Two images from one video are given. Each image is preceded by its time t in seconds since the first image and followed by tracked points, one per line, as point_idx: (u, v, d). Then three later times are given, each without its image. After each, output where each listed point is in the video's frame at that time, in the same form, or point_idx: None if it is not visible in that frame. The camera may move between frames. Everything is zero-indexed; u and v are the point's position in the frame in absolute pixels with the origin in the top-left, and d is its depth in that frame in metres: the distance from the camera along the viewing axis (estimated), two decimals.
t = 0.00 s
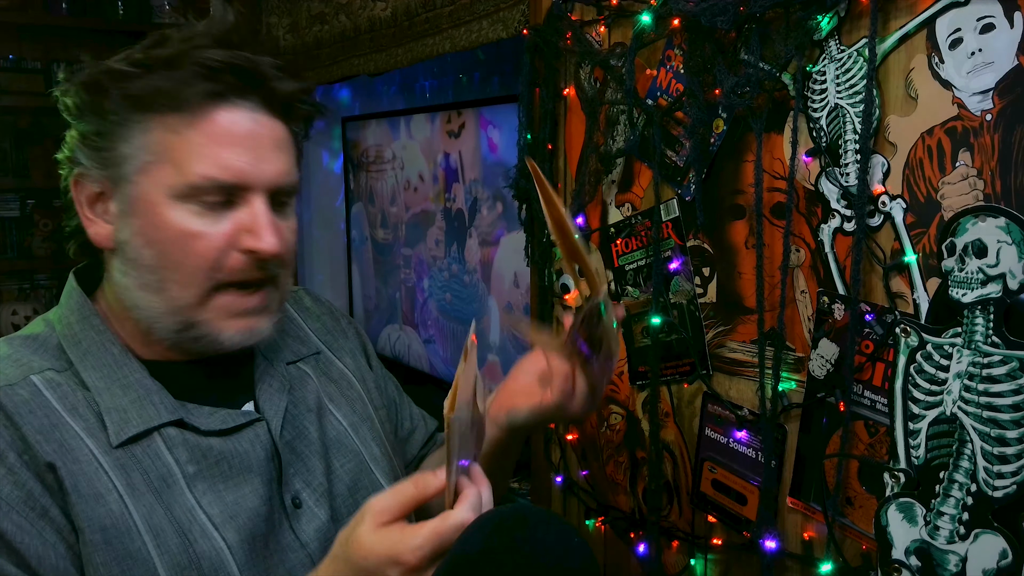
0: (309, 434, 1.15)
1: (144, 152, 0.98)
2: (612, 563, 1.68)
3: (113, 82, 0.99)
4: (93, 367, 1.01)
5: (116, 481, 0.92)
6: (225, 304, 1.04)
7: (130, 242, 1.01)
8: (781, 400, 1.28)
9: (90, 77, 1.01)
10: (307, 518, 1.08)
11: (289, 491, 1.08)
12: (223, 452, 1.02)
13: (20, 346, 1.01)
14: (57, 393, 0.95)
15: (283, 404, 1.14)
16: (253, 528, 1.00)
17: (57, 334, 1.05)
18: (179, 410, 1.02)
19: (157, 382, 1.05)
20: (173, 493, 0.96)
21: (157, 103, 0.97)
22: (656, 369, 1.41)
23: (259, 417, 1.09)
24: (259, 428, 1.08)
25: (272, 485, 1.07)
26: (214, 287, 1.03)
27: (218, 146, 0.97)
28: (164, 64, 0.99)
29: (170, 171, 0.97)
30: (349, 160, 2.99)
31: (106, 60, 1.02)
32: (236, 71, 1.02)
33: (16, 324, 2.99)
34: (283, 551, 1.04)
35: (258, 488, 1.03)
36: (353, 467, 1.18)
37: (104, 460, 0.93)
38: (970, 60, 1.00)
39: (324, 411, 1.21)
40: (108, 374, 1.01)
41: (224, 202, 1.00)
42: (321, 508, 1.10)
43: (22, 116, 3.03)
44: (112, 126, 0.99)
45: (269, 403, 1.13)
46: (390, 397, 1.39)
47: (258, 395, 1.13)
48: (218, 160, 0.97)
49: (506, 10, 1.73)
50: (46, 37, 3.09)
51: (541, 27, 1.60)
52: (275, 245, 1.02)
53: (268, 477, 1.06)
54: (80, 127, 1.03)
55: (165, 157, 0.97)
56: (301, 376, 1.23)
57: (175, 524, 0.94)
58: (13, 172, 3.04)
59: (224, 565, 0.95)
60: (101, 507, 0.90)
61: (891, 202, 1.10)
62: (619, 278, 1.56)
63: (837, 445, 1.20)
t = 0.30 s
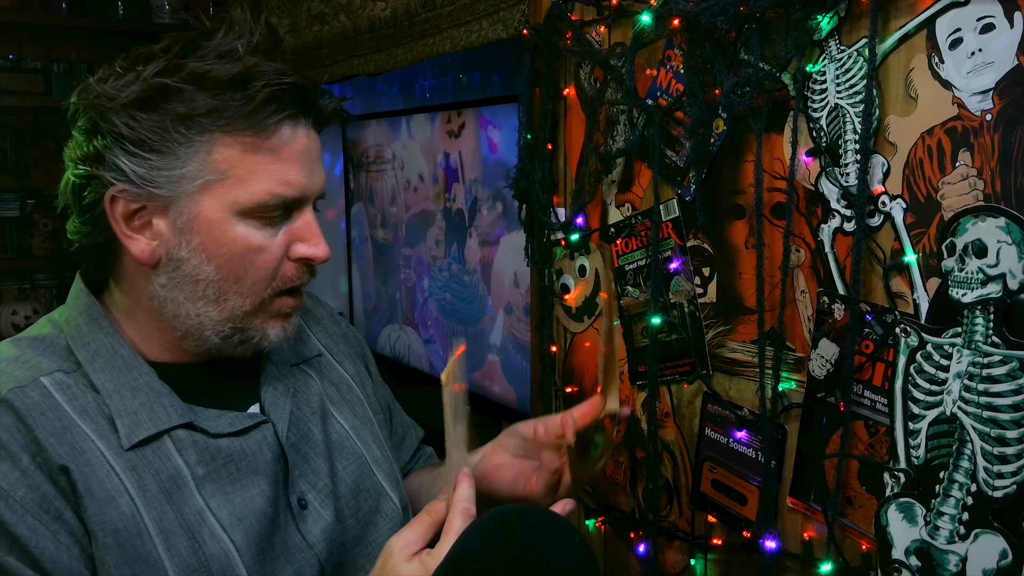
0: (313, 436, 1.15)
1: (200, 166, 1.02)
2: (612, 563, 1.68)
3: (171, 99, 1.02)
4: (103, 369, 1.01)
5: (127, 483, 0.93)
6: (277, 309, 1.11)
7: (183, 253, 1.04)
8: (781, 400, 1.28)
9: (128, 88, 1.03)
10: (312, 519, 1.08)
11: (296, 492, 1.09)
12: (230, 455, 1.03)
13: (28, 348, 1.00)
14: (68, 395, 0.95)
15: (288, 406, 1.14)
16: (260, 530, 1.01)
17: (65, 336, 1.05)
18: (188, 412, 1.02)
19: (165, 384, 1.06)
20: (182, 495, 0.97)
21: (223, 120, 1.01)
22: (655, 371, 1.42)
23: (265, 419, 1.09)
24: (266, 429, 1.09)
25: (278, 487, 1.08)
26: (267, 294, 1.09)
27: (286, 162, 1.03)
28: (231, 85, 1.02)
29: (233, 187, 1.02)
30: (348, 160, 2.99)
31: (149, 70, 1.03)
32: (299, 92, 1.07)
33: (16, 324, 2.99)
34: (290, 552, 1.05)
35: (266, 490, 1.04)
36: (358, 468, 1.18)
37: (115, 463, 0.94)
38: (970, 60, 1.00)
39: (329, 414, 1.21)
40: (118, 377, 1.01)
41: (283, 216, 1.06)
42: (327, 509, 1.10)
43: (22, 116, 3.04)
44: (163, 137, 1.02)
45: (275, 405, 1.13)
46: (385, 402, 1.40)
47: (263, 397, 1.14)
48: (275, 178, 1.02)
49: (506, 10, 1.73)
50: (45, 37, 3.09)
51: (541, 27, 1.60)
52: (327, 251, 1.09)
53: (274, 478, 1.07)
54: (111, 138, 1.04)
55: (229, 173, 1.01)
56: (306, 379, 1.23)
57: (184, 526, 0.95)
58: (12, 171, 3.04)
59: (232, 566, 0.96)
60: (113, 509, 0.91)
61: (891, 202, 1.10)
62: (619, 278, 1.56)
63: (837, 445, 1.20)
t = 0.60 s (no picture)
0: (318, 436, 1.15)
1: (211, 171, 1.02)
2: (612, 563, 1.68)
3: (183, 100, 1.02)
4: (110, 368, 1.01)
5: (137, 480, 0.93)
6: (273, 315, 1.11)
7: (190, 254, 1.04)
8: (781, 400, 1.28)
9: (143, 88, 1.02)
10: (317, 518, 1.08)
11: (300, 492, 1.09)
12: (237, 454, 1.03)
13: (35, 347, 1.00)
14: (76, 393, 0.96)
15: (293, 406, 1.14)
16: (267, 528, 1.01)
17: (71, 334, 1.05)
18: (195, 411, 1.02)
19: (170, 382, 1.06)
20: (190, 493, 0.97)
21: (237, 123, 1.01)
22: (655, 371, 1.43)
23: (270, 419, 1.09)
24: (271, 429, 1.08)
25: (284, 486, 1.07)
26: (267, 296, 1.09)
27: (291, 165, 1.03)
28: (246, 88, 1.02)
29: (243, 191, 1.02)
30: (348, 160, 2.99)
31: (162, 70, 1.03)
32: (313, 98, 1.06)
33: (16, 325, 2.99)
34: (295, 551, 1.05)
35: (271, 489, 1.04)
36: (362, 469, 1.18)
37: (124, 460, 0.94)
38: (970, 60, 1.00)
39: (332, 414, 1.21)
40: (125, 375, 1.01)
41: (291, 220, 1.06)
42: (331, 509, 1.10)
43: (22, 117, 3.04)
44: (176, 139, 1.02)
45: (280, 405, 1.13)
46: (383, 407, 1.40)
47: (268, 397, 1.13)
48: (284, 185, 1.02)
49: (506, 10, 1.73)
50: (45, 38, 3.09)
51: (541, 27, 1.60)
52: (331, 256, 1.09)
53: (280, 477, 1.07)
54: (120, 137, 1.04)
55: (240, 177, 1.02)
56: (309, 380, 1.23)
57: (192, 524, 0.95)
58: (12, 171, 3.03)
59: (239, 564, 0.96)
60: (122, 505, 0.91)
61: (891, 202, 1.10)
62: (619, 278, 1.56)
63: (837, 445, 1.20)
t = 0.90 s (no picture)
0: (320, 439, 1.15)
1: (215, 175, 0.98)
2: (611, 563, 1.68)
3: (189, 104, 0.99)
4: (116, 368, 1.01)
5: (142, 481, 0.93)
6: (274, 320, 1.08)
7: (185, 257, 1.01)
8: (781, 400, 1.28)
9: (152, 89, 1.00)
10: (319, 520, 1.09)
11: (303, 493, 1.09)
12: (241, 455, 1.03)
13: (41, 346, 1.00)
14: (81, 393, 0.95)
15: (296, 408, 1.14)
16: (270, 529, 1.01)
17: (77, 334, 1.04)
18: (199, 413, 1.02)
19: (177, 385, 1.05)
20: (194, 494, 0.97)
21: (241, 131, 0.98)
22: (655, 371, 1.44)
23: (273, 421, 1.09)
24: (274, 431, 1.08)
25: (287, 488, 1.08)
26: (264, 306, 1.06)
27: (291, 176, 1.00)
28: (255, 98, 0.99)
29: (240, 200, 0.99)
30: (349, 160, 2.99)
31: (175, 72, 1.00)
32: (325, 113, 1.04)
33: (17, 324, 2.99)
34: (298, 553, 1.05)
35: (274, 490, 1.04)
36: (363, 472, 1.19)
37: (129, 461, 0.94)
38: (970, 60, 1.00)
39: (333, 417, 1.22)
40: (130, 376, 1.01)
41: (286, 233, 1.03)
42: (333, 510, 1.10)
43: (22, 117, 3.04)
44: (180, 143, 0.99)
45: (283, 407, 1.13)
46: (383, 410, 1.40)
47: (271, 399, 1.13)
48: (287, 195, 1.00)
49: (506, 9, 1.72)
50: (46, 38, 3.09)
51: (541, 27, 1.60)
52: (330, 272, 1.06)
53: (283, 479, 1.07)
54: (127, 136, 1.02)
55: (239, 185, 0.98)
56: (312, 382, 1.23)
57: (196, 525, 0.95)
58: (13, 172, 3.03)
59: (243, 565, 0.97)
60: (127, 507, 0.91)
61: (891, 202, 1.10)
62: (619, 278, 1.56)
63: (837, 445, 1.20)
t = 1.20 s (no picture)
0: (321, 440, 1.16)
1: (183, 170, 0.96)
2: (612, 563, 1.68)
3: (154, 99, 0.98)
4: (120, 367, 1.01)
5: (144, 480, 0.93)
6: (234, 328, 1.02)
7: (151, 252, 1.00)
8: (781, 400, 1.28)
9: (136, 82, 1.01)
10: (320, 520, 1.09)
11: (304, 493, 1.09)
12: (242, 455, 1.03)
13: (44, 344, 0.99)
14: (84, 391, 0.95)
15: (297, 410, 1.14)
16: (271, 529, 1.02)
17: (80, 332, 1.04)
18: (201, 413, 1.02)
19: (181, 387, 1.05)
20: (195, 494, 0.97)
21: (195, 131, 0.96)
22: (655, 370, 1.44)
23: (275, 421, 1.09)
24: (276, 432, 1.08)
25: (288, 488, 1.08)
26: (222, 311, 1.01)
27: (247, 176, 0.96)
28: (218, 95, 0.97)
29: (199, 201, 0.96)
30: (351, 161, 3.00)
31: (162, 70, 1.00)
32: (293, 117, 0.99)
33: (16, 324, 2.99)
34: (299, 552, 1.05)
35: (275, 490, 1.04)
36: (362, 473, 1.19)
37: (131, 460, 0.93)
38: (970, 60, 1.00)
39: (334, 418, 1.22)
40: (134, 375, 1.01)
41: (246, 237, 0.98)
42: (334, 510, 1.11)
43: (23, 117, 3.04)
44: (146, 136, 0.99)
45: (284, 408, 1.13)
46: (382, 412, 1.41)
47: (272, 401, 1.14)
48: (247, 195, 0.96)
49: (506, 10, 1.72)
50: (46, 38, 3.09)
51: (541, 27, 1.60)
52: (288, 286, 0.99)
53: (284, 479, 1.07)
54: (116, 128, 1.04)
55: (196, 185, 0.96)
56: (313, 383, 1.23)
57: (198, 524, 0.95)
58: (12, 172, 3.03)
59: (244, 564, 0.97)
60: (129, 506, 0.91)
61: (891, 202, 1.10)
62: (620, 278, 1.56)
63: (837, 445, 1.20)
